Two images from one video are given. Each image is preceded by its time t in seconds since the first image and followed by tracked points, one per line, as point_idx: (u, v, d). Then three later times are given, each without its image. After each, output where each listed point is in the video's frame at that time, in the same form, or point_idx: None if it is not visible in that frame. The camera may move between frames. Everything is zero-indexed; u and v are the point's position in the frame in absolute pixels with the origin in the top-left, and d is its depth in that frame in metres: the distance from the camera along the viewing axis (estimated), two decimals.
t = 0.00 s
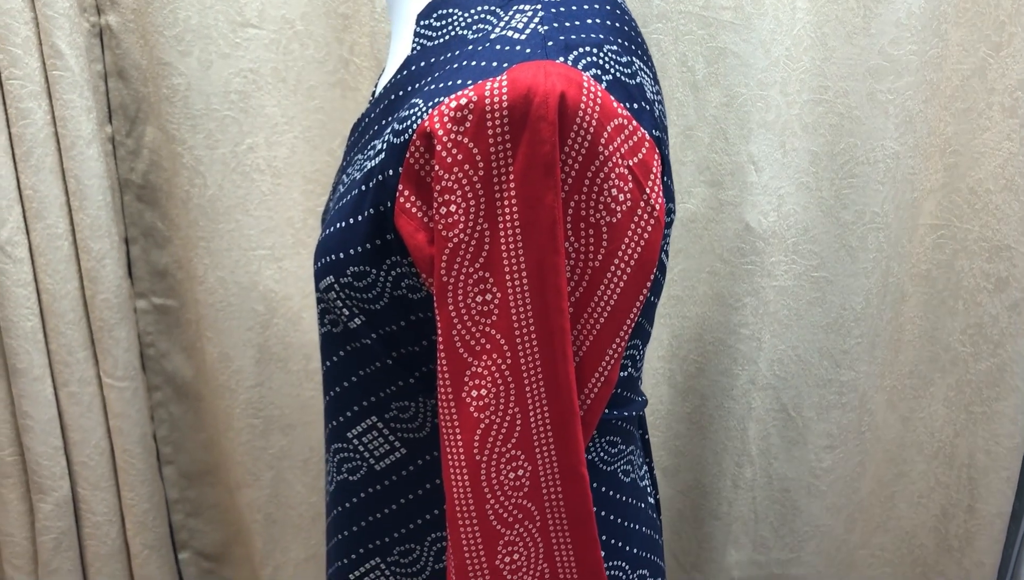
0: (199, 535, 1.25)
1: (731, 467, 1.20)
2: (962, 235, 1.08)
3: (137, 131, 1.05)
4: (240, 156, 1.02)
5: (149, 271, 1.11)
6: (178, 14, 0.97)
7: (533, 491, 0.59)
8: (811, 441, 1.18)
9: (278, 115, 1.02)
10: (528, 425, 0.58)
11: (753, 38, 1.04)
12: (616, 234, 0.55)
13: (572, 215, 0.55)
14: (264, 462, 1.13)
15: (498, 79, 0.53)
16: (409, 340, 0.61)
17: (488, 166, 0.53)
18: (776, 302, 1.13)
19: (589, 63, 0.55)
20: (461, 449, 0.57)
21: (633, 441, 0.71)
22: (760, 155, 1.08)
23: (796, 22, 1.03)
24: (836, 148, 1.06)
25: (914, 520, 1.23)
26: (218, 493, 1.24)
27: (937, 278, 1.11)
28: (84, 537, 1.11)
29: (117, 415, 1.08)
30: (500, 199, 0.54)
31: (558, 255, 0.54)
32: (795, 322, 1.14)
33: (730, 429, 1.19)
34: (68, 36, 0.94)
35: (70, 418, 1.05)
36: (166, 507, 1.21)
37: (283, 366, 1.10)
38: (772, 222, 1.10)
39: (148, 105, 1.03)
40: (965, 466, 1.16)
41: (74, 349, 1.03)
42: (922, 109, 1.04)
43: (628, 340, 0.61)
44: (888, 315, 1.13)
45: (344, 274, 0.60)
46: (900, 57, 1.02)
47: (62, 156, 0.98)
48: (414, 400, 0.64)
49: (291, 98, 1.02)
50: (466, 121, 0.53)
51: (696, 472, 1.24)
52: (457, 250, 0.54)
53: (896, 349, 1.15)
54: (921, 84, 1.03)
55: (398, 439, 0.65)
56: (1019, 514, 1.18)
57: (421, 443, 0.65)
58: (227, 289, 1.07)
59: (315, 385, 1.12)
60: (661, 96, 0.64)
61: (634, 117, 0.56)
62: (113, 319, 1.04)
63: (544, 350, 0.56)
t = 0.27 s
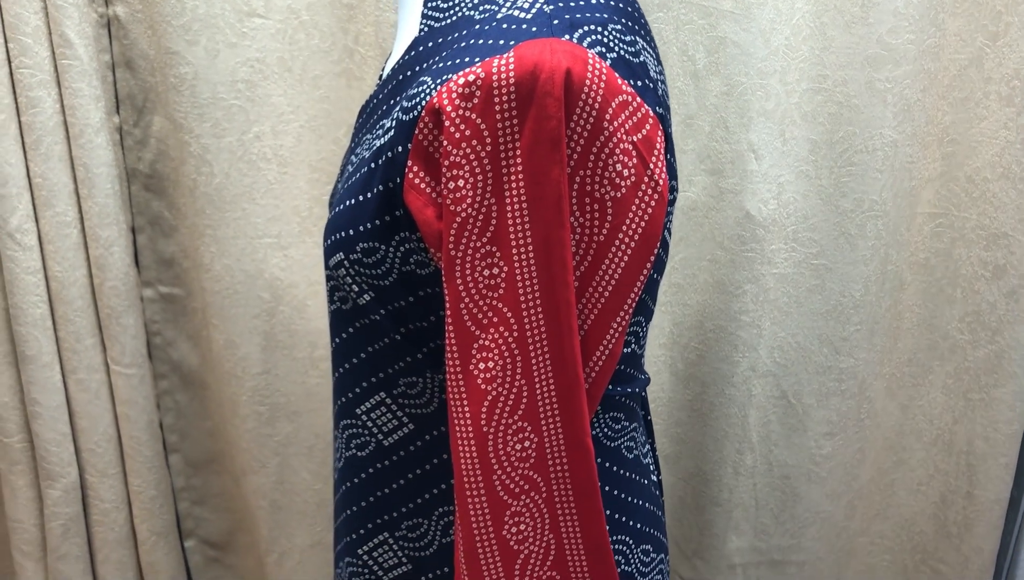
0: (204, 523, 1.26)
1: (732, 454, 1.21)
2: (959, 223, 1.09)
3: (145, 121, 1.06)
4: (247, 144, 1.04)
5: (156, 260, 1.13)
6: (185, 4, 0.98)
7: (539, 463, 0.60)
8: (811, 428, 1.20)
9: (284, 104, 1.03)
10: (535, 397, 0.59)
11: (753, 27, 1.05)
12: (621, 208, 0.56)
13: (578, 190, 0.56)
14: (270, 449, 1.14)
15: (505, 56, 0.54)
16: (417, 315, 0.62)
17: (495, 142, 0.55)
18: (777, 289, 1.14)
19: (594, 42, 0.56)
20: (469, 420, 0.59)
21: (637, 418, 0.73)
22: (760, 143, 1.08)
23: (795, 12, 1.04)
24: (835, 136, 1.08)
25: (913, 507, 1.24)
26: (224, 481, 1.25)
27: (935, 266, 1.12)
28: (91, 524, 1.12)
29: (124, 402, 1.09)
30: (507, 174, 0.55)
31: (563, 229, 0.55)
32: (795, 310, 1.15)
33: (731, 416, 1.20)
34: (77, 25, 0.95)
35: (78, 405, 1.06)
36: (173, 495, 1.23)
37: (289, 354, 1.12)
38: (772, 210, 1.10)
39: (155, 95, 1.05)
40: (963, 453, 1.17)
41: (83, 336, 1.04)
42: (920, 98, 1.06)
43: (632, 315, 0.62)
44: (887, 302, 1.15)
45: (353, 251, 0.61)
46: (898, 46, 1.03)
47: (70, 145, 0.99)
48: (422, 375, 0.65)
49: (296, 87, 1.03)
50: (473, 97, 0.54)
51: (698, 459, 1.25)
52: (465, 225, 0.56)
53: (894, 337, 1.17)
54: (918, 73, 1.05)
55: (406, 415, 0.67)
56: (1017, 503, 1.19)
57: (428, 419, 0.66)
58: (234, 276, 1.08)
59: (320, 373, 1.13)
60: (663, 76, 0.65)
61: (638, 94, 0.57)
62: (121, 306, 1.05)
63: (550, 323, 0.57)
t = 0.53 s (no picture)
0: (204, 512, 1.27)
1: (727, 445, 1.23)
2: (953, 219, 1.10)
3: (149, 112, 1.07)
4: (249, 134, 1.05)
5: (158, 250, 1.14)
6: None
7: (536, 439, 0.62)
8: (805, 420, 1.21)
9: (286, 96, 1.04)
10: (532, 375, 0.60)
11: (749, 23, 1.07)
12: (618, 189, 0.58)
13: (576, 172, 0.57)
14: (270, 438, 1.15)
15: (505, 39, 0.56)
16: (417, 295, 0.64)
17: (495, 123, 0.56)
18: (772, 282, 1.15)
19: (592, 27, 0.58)
20: (468, 396, 0.60)
21: (631, 400, 0.74)
22: (756, 137, 1.10)
23: (791, 8, 1.06)
24: (830, 131, 1.09)
25: (906, 501, 1.24)
26: (224, 470, 1.27)
27: (929, 262, 1.13)
28: (92, 511, 1.13)
29: (126, 389, 1.10)
30: (507, 155, 0.56)
31: (561, 209, 0.56)
32: (791, 303, 1.17)
33: (725, 408, 1.21)
34: (83, 15, 0.97)
35: (80, 392, 1.07)
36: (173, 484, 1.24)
37: (290, 343, 1.13)
38: (767, 204, 1.12)
39: (160, 86, 1.06)
40: (956, 446, 1.17)
41: (86, 324, 1.06)
42: (914, 95, 1.08)
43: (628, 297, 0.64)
44: (882, 297, 1.17)
45: (355, 231, 0.62)
46: (892, 43, 1.05)
47: (75, 134, 1.00)
48: (421, 354, 0.66)
49: (299, 79, 1.04)
50: (474, 79, 0.56)
51: (694, 451, 1.26)
52: (465, 204, 0.57)
53: (888, 332, 1.18)
54: (913, 69, 1.06)
55: (405, 394, 0.68)
56: (1007, 498, 1.19)
57: (428, 398, 0.68)
58: (235, 264, 1.09)
59: (320, 362, 1.15)
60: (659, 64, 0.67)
61: (635, 78, 0.58)
62: (123, 294, 1.07)
63: (547, 302, 0.59)
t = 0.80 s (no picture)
0: (201, 501, 1.28)
1: (724, 437, 1.23)
2: (951, 212, 1.10)
3: (149, 99, 1.08)
4: (249, 122, 1.05)
5: (157, 238, 1.14)
6: None
7: (533, 418, 0.62)
8: (802, 413, 1.21)
9: (286, 84, 1.05)
10: (529, 353, 0.60)
11: (748, 14, 1.07)
12: (615, 168, 0.58)
13: (573, 150, 0.57)
14: (268, 426, 1.15)
15: (504, 17, 0.56)
16: (415, 275, 0.64)
17: (493, 101, 0.56)
18: (769, 273, 1.16)
19: (590, 6, 0.58)
20: (465, 375, 0.60)
21: (628, 383, 0.74)
22: (754, 128, 1.11)
23: None
24: (828, 123, 1.10)
25: (903, 495, 1.24)
26: (222, 459, 1.27)
27: (927, 256, 1.13)
28: (89, 498, 1.13)
29: (124, 376, 1.10)
30: (505, 133, 0.57)
31: (559, 188, 0.56)
32: (788, 295, 1.17)
33: (722, 400, 1.21)
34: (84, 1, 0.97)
35: (78, 378, 1.08)
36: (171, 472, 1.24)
37: (288, 332, 1.13)
38: (765, 194, 1.12)
39: (160, 73, 1.06)
40: (952, 439, 1.18)
41: (85, 310, 1.06)
42: (913, 87, 1.08)
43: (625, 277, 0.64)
44: (880, 289, 1.17)
45: (353, 210, 0.62)
46: (891, 35, 1.06)
47: (75, 120, 1.01)
48: (418, 335, 0.67)
49: (299, 67, 1.05)
50: (473, 57, 0.56)
51: (691, 442, 1.26)
52: (463, 182, 0.57)
53: (885, 325, 1.18)
54: (911, 62, 1.07)
55: (403, 374, 0.68)
56: (1004, 492, 1.19)
57: (425, 378, 0.68)
58: (234, 251, 1.09)
59: (319, 351, 1.15)
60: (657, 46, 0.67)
61: (633, 57, 0.59)
62: (122, 281, 1.07)
63: (544, 280, 0.59)
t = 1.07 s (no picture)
0: (201, 489, 1.27)
1: (725, 426, 1.23)
2: (953, 200, 1.09)
3: (149, 83, 1.07)
4: (249, 105, 1.04)
5: (157, 223, 1.14)
6: None
7: (535, 395, 0.62)
8: (803, 400, 1.21)
9: (286, 67, 1.04)
10: (532, 329, 0.60)
11: None
12: (619, 142, 0.57)
13: (577, 124, 0.57)
14: (267, 412, 1.15)
15: None
16: (417, 251, 0.64)
17: (496, 73, 0.56)
18: (771, 260, 1.15)
19: None
20: (467, 350, 0.60)
21: (630, 363, 0.74)
22: (757, 113, 1.10)
23: None
24: (831, 109, 1.10)
25: (904, 484, 1.23)
26: (221, 446, 1.26)
27: (929, 243, 1.12)
28: (88, 484, 1.13)
29: (124, 361, 1.10)
30: (509, 105, 0.56)
31: (563, 161, 0.56)
32: (790, 282, 1.17)
33: (723, 387, 1.21)
34: None
35: (77, 363, 1.07)
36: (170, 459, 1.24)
37: (288, 317, 1.13)
38: (768, 180, 1.12)
39: (160, 57, 1.06)
40: (953, 428, 1.16)
41: (84, 294, 1.05)
42: (915, 73, 1.07)
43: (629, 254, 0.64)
44: (881, 277, 1.16)
45: (355, 185, 0.62)
46: (894, 20, 1.05)
47: (75, 102, 1.00)
48: (421, 312, 0.67)
49: (299, 51, 1.04)
50: (476, 28, 0.56)
51: (691, 430, 1.26)
52: (466, 155, 0.57)
53: (887, 314, 1.18)
54: (914, 47, 1.06)
55: (405, 352, 0.68)
56: (1004, 482, 1.17)
57: (427, 356, 0.68)
58: (233, 236, 1.09)
59: (319, 337, 1.14)
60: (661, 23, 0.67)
61: (637, 30, 0.59)
62: (121, 265, 1.07)
63: (548, 254, 0.59)
